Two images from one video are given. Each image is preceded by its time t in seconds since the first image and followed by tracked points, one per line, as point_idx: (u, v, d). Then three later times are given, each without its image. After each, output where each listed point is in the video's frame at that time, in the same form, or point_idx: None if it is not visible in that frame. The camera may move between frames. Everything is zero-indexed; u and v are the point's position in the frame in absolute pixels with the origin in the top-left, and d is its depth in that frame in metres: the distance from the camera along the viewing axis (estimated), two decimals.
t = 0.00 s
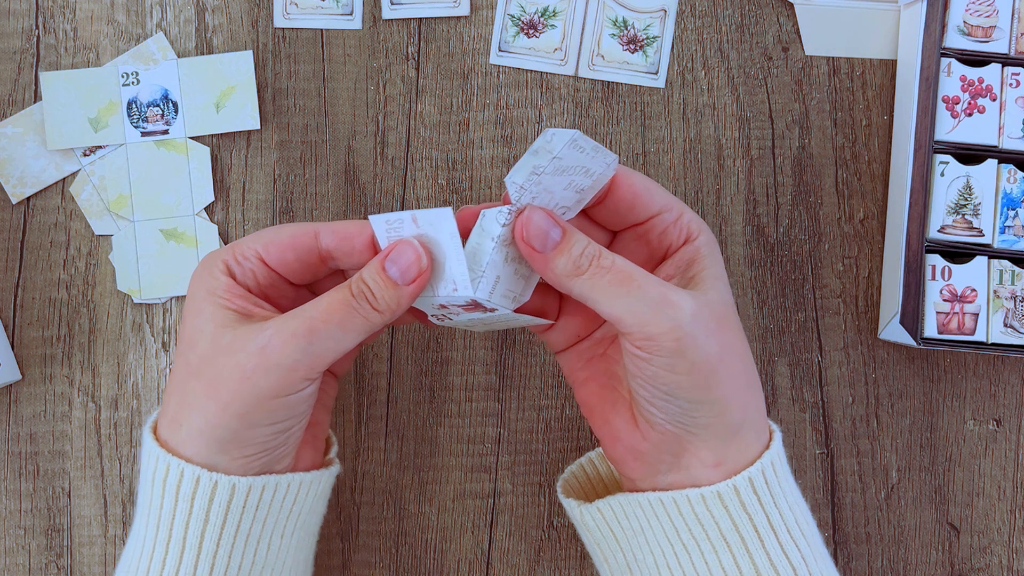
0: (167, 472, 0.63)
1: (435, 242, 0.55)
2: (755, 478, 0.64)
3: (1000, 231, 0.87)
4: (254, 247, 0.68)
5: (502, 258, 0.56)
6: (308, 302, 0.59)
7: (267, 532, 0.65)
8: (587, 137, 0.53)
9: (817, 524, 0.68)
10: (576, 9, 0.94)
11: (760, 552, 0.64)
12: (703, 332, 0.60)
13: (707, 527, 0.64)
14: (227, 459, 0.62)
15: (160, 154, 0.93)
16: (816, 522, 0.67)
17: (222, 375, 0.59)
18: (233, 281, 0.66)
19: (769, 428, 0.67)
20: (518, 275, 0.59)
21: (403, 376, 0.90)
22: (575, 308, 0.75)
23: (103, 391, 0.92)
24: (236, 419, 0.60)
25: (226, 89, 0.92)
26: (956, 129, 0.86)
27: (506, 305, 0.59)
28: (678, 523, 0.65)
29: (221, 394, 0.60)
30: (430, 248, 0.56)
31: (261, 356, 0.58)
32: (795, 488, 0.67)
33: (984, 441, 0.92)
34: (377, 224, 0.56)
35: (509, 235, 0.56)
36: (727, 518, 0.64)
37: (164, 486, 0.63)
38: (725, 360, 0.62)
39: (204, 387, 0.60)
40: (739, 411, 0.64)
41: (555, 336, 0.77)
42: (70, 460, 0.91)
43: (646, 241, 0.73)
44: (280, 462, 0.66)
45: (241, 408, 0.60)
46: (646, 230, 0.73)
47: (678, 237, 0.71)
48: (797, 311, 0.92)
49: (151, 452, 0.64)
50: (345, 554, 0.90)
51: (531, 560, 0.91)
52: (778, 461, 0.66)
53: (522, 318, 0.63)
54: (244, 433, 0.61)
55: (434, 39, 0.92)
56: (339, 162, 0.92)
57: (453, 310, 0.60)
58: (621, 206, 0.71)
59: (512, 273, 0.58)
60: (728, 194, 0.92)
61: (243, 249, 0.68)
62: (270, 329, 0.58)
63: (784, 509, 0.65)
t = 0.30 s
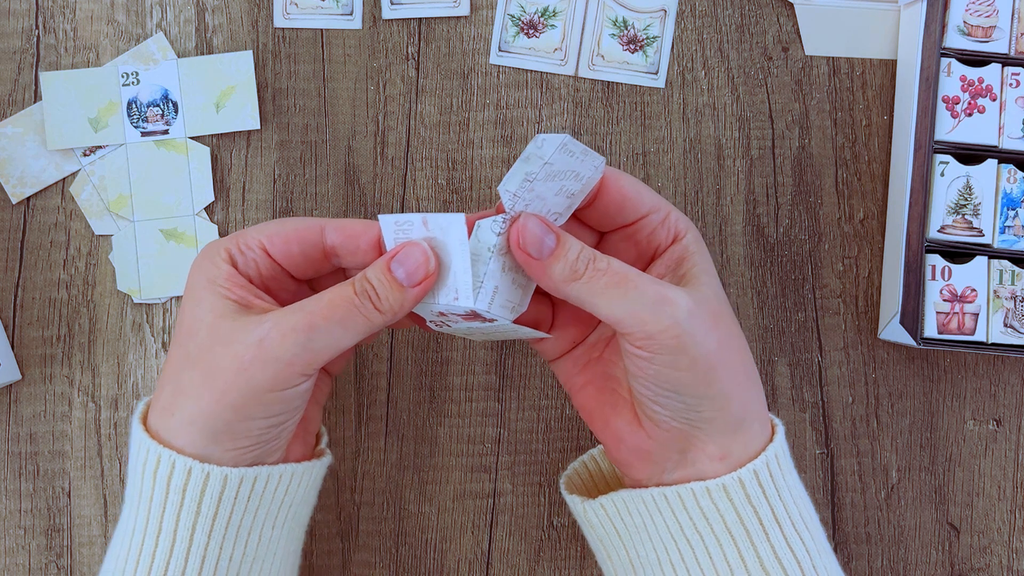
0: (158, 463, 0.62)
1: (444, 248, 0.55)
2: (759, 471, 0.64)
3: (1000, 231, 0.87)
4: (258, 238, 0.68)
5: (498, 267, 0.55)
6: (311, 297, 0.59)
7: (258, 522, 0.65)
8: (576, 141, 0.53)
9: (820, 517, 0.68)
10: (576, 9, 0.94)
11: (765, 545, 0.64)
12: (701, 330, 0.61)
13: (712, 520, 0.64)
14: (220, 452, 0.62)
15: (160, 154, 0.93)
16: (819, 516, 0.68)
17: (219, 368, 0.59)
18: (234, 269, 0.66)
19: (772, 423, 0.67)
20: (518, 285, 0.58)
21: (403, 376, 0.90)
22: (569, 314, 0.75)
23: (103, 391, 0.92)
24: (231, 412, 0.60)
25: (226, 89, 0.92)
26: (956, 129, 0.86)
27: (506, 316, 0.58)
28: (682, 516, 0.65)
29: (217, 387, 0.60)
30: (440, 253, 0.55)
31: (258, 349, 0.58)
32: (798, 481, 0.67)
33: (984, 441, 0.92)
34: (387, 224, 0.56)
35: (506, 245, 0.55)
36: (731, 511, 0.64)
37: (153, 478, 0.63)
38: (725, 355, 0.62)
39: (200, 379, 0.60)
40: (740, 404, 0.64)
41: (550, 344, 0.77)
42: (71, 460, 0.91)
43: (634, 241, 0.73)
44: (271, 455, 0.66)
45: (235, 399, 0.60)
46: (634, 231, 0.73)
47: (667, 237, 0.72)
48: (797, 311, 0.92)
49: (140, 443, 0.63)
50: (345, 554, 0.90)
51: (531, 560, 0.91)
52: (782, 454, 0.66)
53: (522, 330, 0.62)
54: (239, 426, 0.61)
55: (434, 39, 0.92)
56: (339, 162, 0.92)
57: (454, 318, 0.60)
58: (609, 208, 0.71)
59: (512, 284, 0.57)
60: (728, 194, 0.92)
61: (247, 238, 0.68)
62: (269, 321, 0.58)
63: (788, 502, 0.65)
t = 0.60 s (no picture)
0: (153, 459, 0.62)
1: (453, 257, 0.55)
2: (762, 466, 0.64)
3: (1000, 231, 0.87)
4: (267, 234, 0.68)
5: (499, 278, 0.56)
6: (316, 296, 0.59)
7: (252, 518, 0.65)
8: (573, 151, 0.53)
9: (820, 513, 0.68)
10: (576, 9, 0.94)
11: (767, 541, 0.64)
12: (699, 328, 0.61)
13: (714, 516, 0.64)
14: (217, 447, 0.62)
15: (160, 154, 0.93)
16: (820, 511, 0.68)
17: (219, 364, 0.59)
18: (240, 264, 0.66)
19: (772, 420, 0.67)
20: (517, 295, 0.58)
21: (403, 376, 0.90)
22: (565, 317, 0.75)
23: (103, 391, 0.92)
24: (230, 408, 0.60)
25: (226, 89, 0.92)
26: (956, 129, 0.86)
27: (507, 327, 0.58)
28: (684, 513, 0.65)
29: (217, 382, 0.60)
30: (448, 261, 0.55)
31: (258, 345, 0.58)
32: (799, 476, 0.67)
33: (984, 441, 0.92)
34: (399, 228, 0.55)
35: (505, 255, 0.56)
36: (734, 506, 0.64)
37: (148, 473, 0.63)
38: (725, 352, 0.63)
39: (199, 375, 0.60)
40: (741, 400, 0.64)
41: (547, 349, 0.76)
42: (70, 460, 0.91)
43: (626, 244, 0.73)
44: (269, 450, 0.66)
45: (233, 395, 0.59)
46: (625, 234, 0.73)
47: (658, 239, 0.72)
48: (797, 311, 0.92)
49: (135, 438, 0.64)
50: (345, 554, 0.90)
51: (531, 560, 0.91)
52: (783, 450, 0.66)
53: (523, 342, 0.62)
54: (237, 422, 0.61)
55: (434, 39, 0.92)
56: (339, 162, 0.92)
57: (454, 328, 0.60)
58: (600, 213, 0.71)
59: (512, 294, 0.58)
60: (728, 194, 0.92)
61: (256, 234, 0.68)
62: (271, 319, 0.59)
63: (789, 497, 0.65)
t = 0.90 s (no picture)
0: (149, 454, 0.62)
1: (458, 265, 0.55)
2: (764, 465, 0.64)
3: (1000, 231, 0.87)
4: (271, 231, 0.68)
5: (498, 288, 0.56)
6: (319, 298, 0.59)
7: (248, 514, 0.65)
8: (563, 155, 0.52)
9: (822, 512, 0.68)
10: (576, 9, 0.94)
11: (769, 540, 0.64)
12: (699, 326, 0.61)
13: (716, 515, 0.64)
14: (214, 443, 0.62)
15: (160, 154, 0.93)
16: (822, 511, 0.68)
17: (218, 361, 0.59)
18: (243, 260, 0.66)
19: (774, 419, 0.67)
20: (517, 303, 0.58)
21: (402, 376, 0.90)
22: (563, 321, 0.75)
23: (103, 391, 0.92)
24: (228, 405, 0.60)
25: (226, 89, 0.92)
26: (956, 129, 0.86)
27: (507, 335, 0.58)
28: (686, 512, 0.65)
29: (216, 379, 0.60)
30: (454, 269, 0.56)
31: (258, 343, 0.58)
32: (801, 475, 0.67)
33: (984, 441, 0.92)
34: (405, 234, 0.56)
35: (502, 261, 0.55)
36: (736, 505, 0.64)
37: (144, 467, 0.63)
38: (726, 349, 0.63)
39: (197, 372, 0.60)
40: (742, 398, 0.64)
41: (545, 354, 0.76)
42: (71, 460, 0.91)
43: (619, 245, 0.73)
44: (265, 447, 0.66)
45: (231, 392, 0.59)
46: (618, 236, 0.73)
47: (651, 239, 0.72)
48: (797, 311, 0.92)
49: (132, 433, 0.64)
50: (345, 554, 0.90)
51: (531, 560, 0.91)
52: (785, 449, 0.66)
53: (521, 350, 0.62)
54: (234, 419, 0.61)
55: (434, 39, 0.92)
56: (339, 162, 0.92)
57: (454, 336, 0.60)
58: (591, 216, 0.71)
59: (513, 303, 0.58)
60: (728, 194, 0.92)
61: (260, 231, 0.68)
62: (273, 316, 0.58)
63: (791, 496, 0.65)
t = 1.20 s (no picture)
0: (145, 447, 0.62)
1: (459, 267, 0.55)
2: (764, 464, 0.64)
3: (1000, 231, 0.87)
4: (274, 227, 0.69)
5: (497, 289, 0.56)
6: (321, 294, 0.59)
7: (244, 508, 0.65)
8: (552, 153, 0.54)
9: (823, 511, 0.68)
10: (576, 9, 0.94)
11: (770, 540, 0.64)
12: (699, 326, 0.60)
13: (717, 514, 0.64)
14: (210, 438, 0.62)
15: (160, 154, 0.93)
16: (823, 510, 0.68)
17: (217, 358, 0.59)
18: (245, 255, 0.66)
19: (774, 418, 0.67)
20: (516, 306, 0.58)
21: (402, 376, 0.90)
22: (562, 322, 0.74)
23: (103, 391, 0.92)
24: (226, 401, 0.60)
25: (226, 89, 0.92)
26: (956, 129, 0.86)
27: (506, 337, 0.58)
28: (687, 511, 0.65)
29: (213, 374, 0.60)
30: (455, 269, 0.56)
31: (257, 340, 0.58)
32: (801, 475, 0.67)
33: (984, 441, 0.92)
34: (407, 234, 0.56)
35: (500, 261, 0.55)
36: (736, 504, 0.64)
37: (140, 460, 0.63)
38: (726, 348, 0.63)
39: (195, 367, 0.60)
40: (742, 398, 0.64)
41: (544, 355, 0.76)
42: (70, 459, 0.91)
43: (617, 244, 0.73)
44: (262, 442, 0.65)
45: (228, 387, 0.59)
46: (616, 235, 0.73)
47: (648, 238, 0.72)
48: (797, 311, 0.92)
49: (128, 425, 0.63)
50: (345, 554, 0.90)
51: (531, 560, 0.91)
52: (785, 448, 0.66)
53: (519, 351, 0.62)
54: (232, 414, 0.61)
55: (434, 39, 0.92)
56: (339, 162, 0.92)
57: (452, 338, 0.60)
58: (587, 215, 0.71)
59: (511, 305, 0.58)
60: (728, 194, 0.92)
61: (263, 226, 0.69)
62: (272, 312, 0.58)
63: (792, 495, 0.65)
